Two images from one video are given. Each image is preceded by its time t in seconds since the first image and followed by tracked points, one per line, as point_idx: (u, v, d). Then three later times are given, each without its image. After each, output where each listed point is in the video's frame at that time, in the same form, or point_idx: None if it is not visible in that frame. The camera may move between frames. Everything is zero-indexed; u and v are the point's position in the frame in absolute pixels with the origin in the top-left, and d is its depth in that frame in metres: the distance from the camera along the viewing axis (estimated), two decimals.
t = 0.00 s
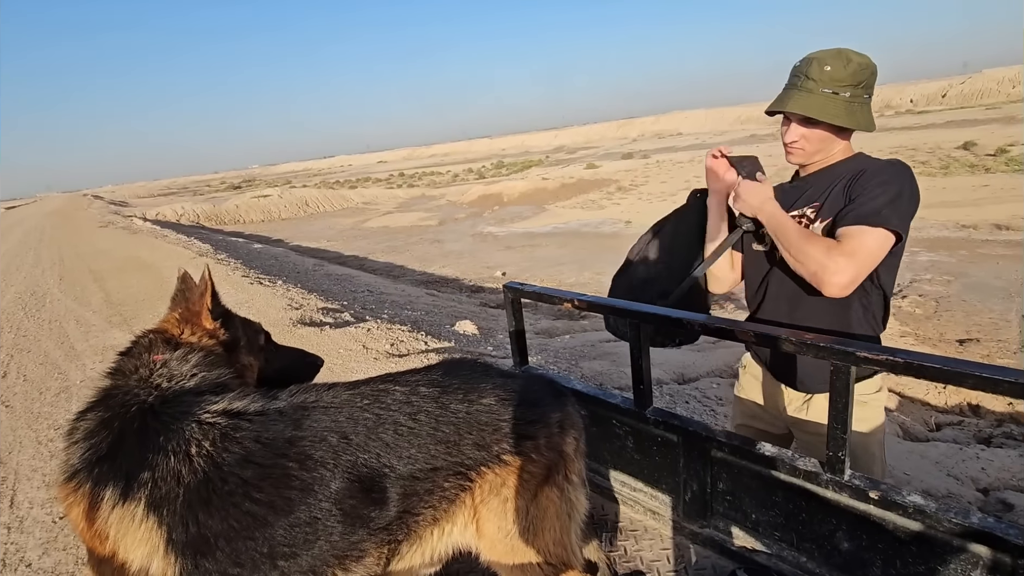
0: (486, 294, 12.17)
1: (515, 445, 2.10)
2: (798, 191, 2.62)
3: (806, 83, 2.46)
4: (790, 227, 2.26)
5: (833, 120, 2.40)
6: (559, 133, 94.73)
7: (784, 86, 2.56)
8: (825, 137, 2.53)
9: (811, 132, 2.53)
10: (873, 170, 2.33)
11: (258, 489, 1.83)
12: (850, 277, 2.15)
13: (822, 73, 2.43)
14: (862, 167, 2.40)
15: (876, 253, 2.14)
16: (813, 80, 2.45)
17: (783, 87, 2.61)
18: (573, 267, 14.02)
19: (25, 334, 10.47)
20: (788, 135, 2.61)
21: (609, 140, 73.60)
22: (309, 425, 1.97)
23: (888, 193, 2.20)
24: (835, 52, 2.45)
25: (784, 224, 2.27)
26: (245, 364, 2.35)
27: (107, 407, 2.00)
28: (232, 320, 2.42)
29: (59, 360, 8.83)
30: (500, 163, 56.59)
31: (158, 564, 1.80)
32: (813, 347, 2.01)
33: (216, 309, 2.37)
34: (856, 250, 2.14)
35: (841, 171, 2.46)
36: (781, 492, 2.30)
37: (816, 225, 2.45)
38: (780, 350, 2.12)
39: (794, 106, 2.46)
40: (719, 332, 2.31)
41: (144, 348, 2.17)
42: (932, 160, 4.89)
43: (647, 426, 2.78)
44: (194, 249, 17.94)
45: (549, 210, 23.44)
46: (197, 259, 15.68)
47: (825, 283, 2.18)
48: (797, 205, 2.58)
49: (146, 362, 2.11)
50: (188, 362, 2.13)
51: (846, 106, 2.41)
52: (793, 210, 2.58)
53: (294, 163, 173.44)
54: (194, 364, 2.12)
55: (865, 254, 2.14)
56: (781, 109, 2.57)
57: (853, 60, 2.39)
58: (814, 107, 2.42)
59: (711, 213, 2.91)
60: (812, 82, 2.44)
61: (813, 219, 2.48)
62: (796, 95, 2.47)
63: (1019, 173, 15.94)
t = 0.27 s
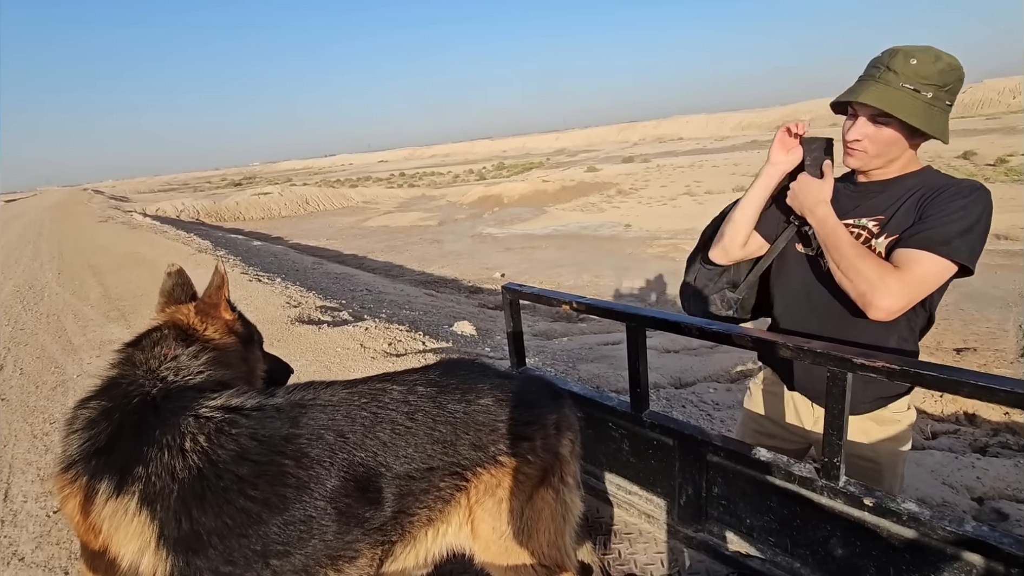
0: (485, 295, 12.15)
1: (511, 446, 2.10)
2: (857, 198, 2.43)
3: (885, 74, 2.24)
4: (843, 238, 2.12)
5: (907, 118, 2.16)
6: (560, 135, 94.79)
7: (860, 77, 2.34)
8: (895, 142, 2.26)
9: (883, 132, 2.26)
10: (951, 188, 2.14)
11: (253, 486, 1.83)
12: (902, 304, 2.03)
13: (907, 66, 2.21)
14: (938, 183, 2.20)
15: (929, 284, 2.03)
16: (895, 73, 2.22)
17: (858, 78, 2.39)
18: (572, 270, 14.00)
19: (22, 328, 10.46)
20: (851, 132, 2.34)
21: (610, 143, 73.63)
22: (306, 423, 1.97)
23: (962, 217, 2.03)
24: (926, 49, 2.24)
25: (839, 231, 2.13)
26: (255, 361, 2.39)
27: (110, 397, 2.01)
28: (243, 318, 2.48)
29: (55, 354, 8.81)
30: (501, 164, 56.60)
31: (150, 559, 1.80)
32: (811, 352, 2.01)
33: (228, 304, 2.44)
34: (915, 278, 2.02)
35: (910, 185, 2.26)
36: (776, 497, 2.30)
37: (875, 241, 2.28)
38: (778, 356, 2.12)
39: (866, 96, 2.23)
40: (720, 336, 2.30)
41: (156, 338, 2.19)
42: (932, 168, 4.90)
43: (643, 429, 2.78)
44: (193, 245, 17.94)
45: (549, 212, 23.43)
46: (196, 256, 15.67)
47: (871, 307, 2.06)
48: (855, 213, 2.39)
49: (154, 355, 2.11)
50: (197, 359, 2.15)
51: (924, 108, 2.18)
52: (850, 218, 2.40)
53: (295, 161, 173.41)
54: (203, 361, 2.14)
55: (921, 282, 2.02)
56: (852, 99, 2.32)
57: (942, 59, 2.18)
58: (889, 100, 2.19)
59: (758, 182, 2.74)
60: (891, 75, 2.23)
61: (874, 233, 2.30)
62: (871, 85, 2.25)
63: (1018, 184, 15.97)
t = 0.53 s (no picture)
0: (484, 297, 12.16)
1: (513, 444, 2.10)
2: (872, 212, 2.39)
3: (919, 80, 2.17)
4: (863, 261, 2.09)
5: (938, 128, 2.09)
6: (563, 139, 94.86)
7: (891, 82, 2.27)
8: (923, 153, 2.22)
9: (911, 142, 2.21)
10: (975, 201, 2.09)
11: (256, 473, 1.84)
12: (926, 328, 2.00)
13: (942, 72, 2.13)
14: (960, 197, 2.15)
15: (959, 304, 1.98)
16: (929, 79, 2.15)
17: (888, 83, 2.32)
18: (572, 273, 14.00)
19: (20, 319, 10.45)
20: (876, 140, 2.29)
21: (612, 148, 73.73)
22: (310, 412, 1.98)
23: (990, 234, 1.98)
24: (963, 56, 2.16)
25: (861, 262, 2.08)
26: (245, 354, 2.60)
27: (120, 382, 2.11)
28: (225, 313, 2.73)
29: (54, 345, 8.81)
30: (503, 166, 56.64)
31: (154, 544, 1.84)
32: (810, 357, 2.01)
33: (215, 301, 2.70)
34: (939, 301, 1.98)
35: (932, 198, 2.22)
36: (772, 501, 2.30)
37: (895, 257, 2.25)
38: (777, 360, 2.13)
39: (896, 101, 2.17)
40: (718, 339, 2.31)
41: (159, 329, 2.33)
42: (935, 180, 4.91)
43: (641, 431, 2.78)
44: (194, 240, 17.94)
45: (550, 215, 23.45)
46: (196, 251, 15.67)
47: (894, 331, 2.04)
48: (870, 228, 2.36)
49: (164, 343, 2.27)
50: (202, 346, 2.33)
51: (957, 119, 2.11)
52: (866, 233, 2.37)
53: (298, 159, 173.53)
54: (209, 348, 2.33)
55: (948, 304, 1.98)
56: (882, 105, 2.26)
57: (980, 68, 2.11)
58: (921, 108, 2.12)
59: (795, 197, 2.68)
60: (925, 81, 2.15)
61: (892, 249, 2.27)
62: (904, 91, 2.18)
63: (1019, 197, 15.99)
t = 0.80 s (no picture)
0: (484, 298, 12.17)
1: (513, 435, 2.11)
2: (860, 224, 2.41)
3: (905, 87, 2.18)
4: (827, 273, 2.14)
5: (931, 133, 2.08)
6: (566, 142, 94.93)
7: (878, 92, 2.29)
8: (919, 163, 2.20)
9: (907, 150, 2.19)
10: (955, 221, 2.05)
11: (260, 454, 1.91)
12: (876, 347, 2.04)
13: (927, 79, 2.14)
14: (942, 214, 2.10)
15: (914, 328, 1.99)
16: (915, 85, 2.16)
17: (875, 94, 2.33)
18: (572, 277, 14.01)
19: (20, 309, 10.45)
20: (869, 151, 2.28)
21: (615, 153, 73.83)
22: (313, 397, 2.04)
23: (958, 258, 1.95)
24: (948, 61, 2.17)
25: (824, 276, 2.13)
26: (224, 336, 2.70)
27: (122, 370, 2.15)
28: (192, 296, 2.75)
29: (53, 336, 8.82)
30: (505, 168, 56.69)
31: (161, 525, 1.91)
32: (808, 359, 2.02)
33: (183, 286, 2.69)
34: (889, 323, 2.00)
35: (919, 216, 2.20)
36: (769, 504, 2.31)
37: (867, 272, 2.28)
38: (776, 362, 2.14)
39: (888, 107, 2.16)
40: (719, 341, 2.31)
41: (148, 319, 2.34)
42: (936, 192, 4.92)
43: (639, 432, 2.79)
44: (195, 235, 17.95)
45: (552, 219, 23.46)
46: (197, 246, 15.67)
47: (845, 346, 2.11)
48: (854, 240, 2.39)
49: (158, 331, 2.31)
50: (196, 334, 2.41)
51: (947, 122, 2.10)
52: (848, 245, 2.40)
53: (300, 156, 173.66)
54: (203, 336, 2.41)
55: (899, 327, 1.99)
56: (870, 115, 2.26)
57: (965, 72, 2.11)
58: (908, 114, 2.12)
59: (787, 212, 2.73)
60: (911, 88, 2.16)
61: (867, 263, 2.30)
62: (890, 99, 2.19)
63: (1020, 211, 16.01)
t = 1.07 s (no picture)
0: (485, 300, 12.18)
1: (513, 433, 2.12)
2: (837, 236, 2.46)
3: (899, 98, 2.17)
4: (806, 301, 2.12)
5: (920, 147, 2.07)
6: (569, 146, 94.96)
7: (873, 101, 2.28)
8: (906, 181, 2.20)
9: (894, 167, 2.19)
10: (934, 260, 2.07)
11: (264, 448, 1.93)
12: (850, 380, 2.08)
13: (924, 89, 2.12)
14: (927, 249, 2.12)
15: (885, 361, 2.04)
16: (910, 95, 2.14)
17: (871, 102, 2.32)
18: (573, 281, 14.01)
19: (22, 304, 10.47)
20: (858, 165, 2.27)
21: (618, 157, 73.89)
22: (316, 392, 2.05)
23: (924, 306, 1.98)
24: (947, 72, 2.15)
25: (802, 303, 2.11)
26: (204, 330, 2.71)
27: (120, 368, 2.15)
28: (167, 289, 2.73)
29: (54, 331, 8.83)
30: (508, 171, 56.76)
31: (165, 520, 1.92)
32: (809, 366, 2.03)
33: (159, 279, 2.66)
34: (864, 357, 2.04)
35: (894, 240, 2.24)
36: (768, 510, 2.31)
37: (835, 291, 2.36)
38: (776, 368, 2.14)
39: (879, 120, 2.16)
40: (720, 347, 2.32)
41: (134, 317, 2.34)
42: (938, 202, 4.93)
43: (639, 436, 2.79)
44: (197, 232, 17.98)
45: (553, 222, 23.47)
46: (199, 243, 15.70)
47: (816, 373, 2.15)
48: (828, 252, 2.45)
49: (148, 330, 2.31)
50: (184, 331, 2.43)
51: (940, 135, 2.09)
52: (820, 257, 2.47)
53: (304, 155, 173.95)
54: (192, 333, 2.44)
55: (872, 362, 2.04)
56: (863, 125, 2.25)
57: (964, 83, 2.08)
58: (900, 125, 2.11)
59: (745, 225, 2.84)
60: (906, 99, 2.15)
61: (836, 280, 2.37)
62: (884, 109, 2.19)
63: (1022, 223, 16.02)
